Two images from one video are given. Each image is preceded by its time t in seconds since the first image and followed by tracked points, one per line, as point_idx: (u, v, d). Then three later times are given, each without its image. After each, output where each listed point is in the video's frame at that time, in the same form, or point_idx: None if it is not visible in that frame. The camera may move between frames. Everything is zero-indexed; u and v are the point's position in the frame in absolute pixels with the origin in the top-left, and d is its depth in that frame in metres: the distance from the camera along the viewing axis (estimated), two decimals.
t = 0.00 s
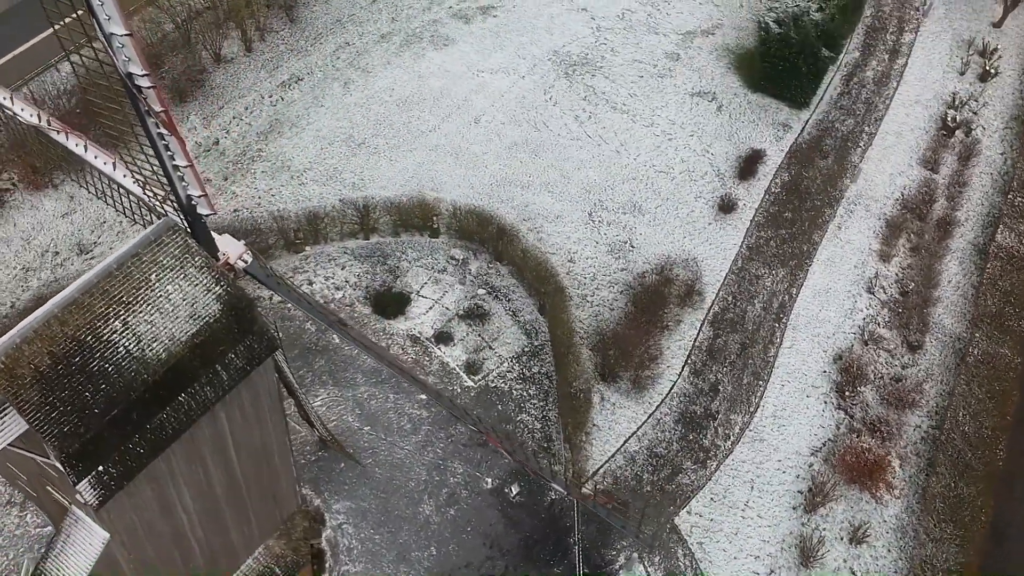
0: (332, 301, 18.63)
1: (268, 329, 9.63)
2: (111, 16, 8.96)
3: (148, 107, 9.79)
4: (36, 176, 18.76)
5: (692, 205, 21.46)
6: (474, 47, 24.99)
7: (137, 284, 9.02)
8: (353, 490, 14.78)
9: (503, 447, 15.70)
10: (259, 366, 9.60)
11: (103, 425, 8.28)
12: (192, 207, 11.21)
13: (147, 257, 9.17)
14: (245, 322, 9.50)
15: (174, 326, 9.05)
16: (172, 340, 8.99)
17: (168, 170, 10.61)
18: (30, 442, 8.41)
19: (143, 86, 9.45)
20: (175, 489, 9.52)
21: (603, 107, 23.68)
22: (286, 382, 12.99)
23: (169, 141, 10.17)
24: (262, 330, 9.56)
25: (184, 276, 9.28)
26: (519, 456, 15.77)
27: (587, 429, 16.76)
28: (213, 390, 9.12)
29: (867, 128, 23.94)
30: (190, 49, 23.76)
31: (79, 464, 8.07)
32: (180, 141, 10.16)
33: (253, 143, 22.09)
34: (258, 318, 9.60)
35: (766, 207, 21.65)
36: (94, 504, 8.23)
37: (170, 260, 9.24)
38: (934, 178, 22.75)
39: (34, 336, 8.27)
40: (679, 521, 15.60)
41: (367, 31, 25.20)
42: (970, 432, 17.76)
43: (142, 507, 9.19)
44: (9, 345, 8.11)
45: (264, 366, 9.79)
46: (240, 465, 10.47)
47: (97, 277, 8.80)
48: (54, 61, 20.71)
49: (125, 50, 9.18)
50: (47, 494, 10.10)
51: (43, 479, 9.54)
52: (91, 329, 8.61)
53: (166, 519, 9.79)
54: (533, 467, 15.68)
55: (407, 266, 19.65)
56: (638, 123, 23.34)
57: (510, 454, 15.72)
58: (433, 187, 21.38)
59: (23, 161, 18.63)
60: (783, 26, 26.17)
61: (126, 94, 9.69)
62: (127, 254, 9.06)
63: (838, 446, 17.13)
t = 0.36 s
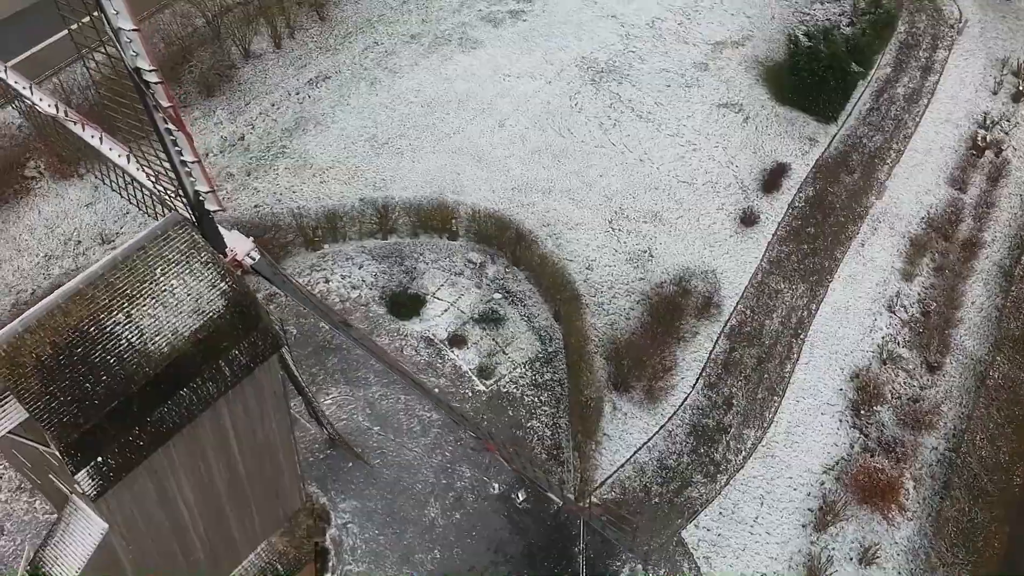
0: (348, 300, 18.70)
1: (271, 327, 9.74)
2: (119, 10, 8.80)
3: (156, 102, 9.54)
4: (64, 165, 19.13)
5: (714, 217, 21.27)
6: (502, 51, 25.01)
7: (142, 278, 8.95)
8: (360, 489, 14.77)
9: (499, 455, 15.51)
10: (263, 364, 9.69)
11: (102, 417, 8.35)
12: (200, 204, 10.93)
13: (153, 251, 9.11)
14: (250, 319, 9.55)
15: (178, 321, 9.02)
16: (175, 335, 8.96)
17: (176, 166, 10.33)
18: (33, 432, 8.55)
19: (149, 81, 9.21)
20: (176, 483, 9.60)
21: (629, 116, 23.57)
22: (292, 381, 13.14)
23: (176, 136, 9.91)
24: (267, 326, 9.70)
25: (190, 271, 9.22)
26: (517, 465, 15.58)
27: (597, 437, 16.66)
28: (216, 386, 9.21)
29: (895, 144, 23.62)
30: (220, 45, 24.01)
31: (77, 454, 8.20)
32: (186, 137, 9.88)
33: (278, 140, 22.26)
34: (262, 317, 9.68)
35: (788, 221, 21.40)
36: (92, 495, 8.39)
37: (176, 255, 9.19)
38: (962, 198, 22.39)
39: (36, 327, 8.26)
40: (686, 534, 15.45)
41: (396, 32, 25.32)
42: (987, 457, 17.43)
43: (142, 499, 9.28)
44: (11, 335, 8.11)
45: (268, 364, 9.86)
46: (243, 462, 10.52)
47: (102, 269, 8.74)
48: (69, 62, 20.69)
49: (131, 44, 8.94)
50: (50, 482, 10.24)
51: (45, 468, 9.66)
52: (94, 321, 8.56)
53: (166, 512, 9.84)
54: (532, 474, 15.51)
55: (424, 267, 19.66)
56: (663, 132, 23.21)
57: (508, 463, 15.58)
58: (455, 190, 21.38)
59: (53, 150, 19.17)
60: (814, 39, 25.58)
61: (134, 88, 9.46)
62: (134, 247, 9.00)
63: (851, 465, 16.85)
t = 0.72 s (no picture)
0: (375, 298, 18.91)
1: (287, 322, 9.68)
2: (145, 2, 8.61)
3: (179, 95, 9.47)
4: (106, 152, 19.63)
5: (749, 232, 20.97)
6: (545, 56, 25.03)
7: (160, 268, 9.20)
8: (374, 488, 14.85)
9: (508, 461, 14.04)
10: (277, 359, 9.65)
11: (113, 404, 8.54)
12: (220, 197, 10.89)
13: (173, 242, 9.36)
14: (265, 313, 9.58)
15: (193, 312, 9.19)
16: (190, 325, 9.11)
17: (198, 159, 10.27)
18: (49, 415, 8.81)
19: (173, 75, 9.11)
20: (187, 473, 9.71)
21: (669, 126, 23.38)
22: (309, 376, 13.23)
23: (198, 130, 9.87)
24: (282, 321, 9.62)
25: (208, 264, 9.42)
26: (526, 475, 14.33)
27: (615, 448, 16.54)
28: (229, 378, 9.27)
29: (939, 166, 23.07)
30: (267, 40, 24.42)
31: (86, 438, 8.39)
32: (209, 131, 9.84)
33: (317, 136, 22.54)
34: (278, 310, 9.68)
35: (825, 239, 21.00)
36: (99, 480, 8.55)
37: (195, 248, 9.41)
38: (1006, 224, 21.77)
39: (53, 312, 8.57)
40: (698, 550, 15.37)
41: (441, 34, 25.48)
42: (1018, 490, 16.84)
43: (151, 487, 9.40)
44: (28, 320, 8.41)
45: (282, 359, 9.83)
46: (255, 455, 10.60)
47: (122, 258, 9.03)
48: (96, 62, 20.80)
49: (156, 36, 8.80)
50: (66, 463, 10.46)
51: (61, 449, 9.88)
52: (110, 309, 8.83)
53: (177, 502, 9.97)
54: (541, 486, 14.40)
55: (452, 269, 19.74)
56: (702, 144, 22.97)
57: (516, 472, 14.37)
58: (489, 193, 21.41)
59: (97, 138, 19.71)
60: (861, 57, 24.91)
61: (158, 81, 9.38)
62: (154, 238, 9.27)
63: (873, 490, 16.47)
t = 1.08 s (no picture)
0: (404, 297, 19.11)
1: (307, 317, 10.11)
2: None
3: (210, 91, 9.63)
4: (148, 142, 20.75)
5: (786, 246, 20.65)
6: (591, 62, 25.01)
7: (182, 260, 9.61)
8: (390, 486, 15.00)
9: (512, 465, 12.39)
10: (295, 353, 10.03)
11: (129, 392, 8.92)
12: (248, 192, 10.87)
13: (196, 235, 9.74)
14: (287, 309, 10.04)
15: (212, 304, 9.64)
16: (208, 317, 9.56)
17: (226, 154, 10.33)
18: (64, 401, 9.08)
19: (203, 68, 9.31)
20: (200, 462, 9.92)
21: (711, 136, 23.16)
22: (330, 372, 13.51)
23: (227, 126, 9.96)
24: (303, 317, 10.08)
25: (231, 258, 9.86)
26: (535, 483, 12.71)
27: (633, 458, 16.45)
28: (245, 370, 9.61)
29: (987, 187, 22.40)
30: (318, 37, 24.89)
31: (102, 423, 8.69)
32: (236, 126, 9.90)
33: (359, 135, 22.85)
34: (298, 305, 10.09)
35: (863, 257, 20.56)
36: (112, 466, 8.75)
37: (218, 241, 9.83)
38: None
39: (75, 299, 8.99)
40: (712, 565, 15.18)
41: (489, 36, 25.65)
42: None
43: (165, 475, 9.61)
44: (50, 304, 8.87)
45: (302, 354, 10.20)
46: (268, 448, 10.82)
47: (146, 248, 9.39)
48: (134, 60, 21.34)
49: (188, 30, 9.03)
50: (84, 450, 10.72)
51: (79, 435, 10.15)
52: (132, 298, 9.27)
53: (190, 492, 10.19)
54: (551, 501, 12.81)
55: (483, 272, 19.84)
56: (743, 156, 22.71)
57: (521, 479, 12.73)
58: (525, 197, 21.46)
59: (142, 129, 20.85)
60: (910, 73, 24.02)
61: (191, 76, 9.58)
62: (178, 229, 9.63)
63: (894, 513, 16.09)
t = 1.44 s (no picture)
0: (436, 298, 19.21)
1: (329, 314, 10.20)
2: None
3: (239, 86, 9.28)
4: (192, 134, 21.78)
5: (825, 263, 20.20)
6: (639, 70, 24.81)
7: (207, 251, 9.98)
8: (408, 485, 15.07)
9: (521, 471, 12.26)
10: (316, 350, 10.10)
11: (147, 380, 9.13)
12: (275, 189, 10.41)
13: (222, 228, 10.15)
14: (309, 306, 10.16)
15: (234, 297, 9.86)
16: (230, 310, 9.77)
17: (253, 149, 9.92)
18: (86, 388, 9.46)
19: (234, 65, 8.96)
20: (217, 453, 10.03)
21: (755, 149, 22.81)
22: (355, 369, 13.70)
23: (256, 122, 9.58)
24: (325, 313, 10.17)
25: (254, 252, 10.17)
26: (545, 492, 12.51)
27: (655, 470, 16.27)
28: (265, 365, 9.72)
29: None
30: (368, 36, 25.23)
31: (120, 411, 8.93)
32: (265, 121, 9.50)
33: (402, 134, 23.04)
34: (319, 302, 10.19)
35: (905, 276, 20.03)
36: (128, 453, 8.91)
37: (244, 235, 10.20)
38: None
39: (99, 286, 9.35)
40: None
41: (538, 41, 25.65)
42: None
43: (181, 464, 9.72)
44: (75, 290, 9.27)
45: (324, 350, 10.29)
46: (286, 442, 10.89)
47: (172, 240, 9.86)
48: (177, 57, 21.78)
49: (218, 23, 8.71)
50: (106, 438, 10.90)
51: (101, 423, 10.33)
52: (155, 287, 9.62)
53: (206, 483, 10.29)
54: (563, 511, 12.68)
55: (515, 275, 19.83)
56: (787, 169, 22.31)
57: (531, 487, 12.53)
58: (562, 203, 21.40)
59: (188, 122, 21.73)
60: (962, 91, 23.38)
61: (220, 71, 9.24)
62: (205, 222, 10.07)
63: (918, 540, 15.70)
